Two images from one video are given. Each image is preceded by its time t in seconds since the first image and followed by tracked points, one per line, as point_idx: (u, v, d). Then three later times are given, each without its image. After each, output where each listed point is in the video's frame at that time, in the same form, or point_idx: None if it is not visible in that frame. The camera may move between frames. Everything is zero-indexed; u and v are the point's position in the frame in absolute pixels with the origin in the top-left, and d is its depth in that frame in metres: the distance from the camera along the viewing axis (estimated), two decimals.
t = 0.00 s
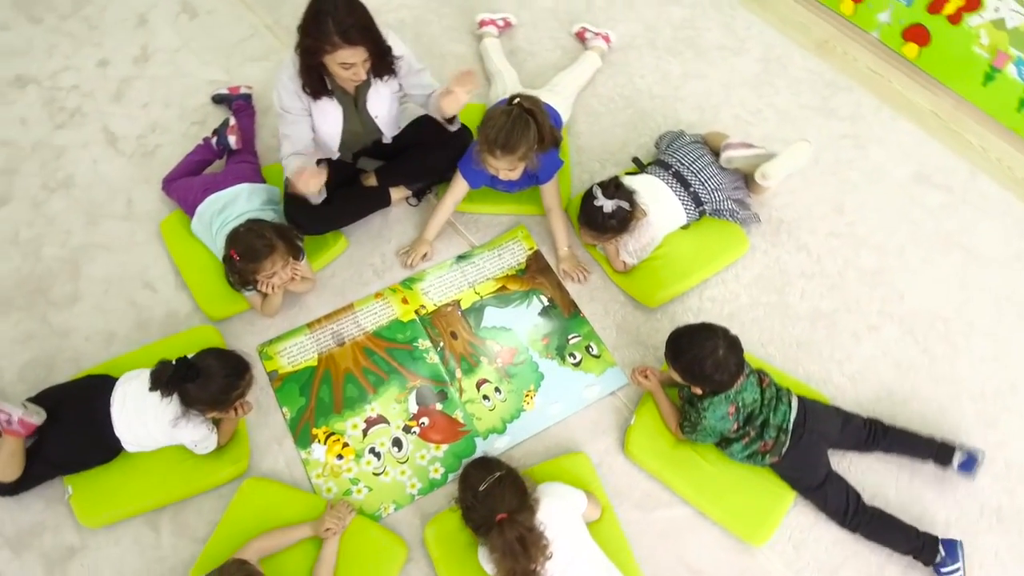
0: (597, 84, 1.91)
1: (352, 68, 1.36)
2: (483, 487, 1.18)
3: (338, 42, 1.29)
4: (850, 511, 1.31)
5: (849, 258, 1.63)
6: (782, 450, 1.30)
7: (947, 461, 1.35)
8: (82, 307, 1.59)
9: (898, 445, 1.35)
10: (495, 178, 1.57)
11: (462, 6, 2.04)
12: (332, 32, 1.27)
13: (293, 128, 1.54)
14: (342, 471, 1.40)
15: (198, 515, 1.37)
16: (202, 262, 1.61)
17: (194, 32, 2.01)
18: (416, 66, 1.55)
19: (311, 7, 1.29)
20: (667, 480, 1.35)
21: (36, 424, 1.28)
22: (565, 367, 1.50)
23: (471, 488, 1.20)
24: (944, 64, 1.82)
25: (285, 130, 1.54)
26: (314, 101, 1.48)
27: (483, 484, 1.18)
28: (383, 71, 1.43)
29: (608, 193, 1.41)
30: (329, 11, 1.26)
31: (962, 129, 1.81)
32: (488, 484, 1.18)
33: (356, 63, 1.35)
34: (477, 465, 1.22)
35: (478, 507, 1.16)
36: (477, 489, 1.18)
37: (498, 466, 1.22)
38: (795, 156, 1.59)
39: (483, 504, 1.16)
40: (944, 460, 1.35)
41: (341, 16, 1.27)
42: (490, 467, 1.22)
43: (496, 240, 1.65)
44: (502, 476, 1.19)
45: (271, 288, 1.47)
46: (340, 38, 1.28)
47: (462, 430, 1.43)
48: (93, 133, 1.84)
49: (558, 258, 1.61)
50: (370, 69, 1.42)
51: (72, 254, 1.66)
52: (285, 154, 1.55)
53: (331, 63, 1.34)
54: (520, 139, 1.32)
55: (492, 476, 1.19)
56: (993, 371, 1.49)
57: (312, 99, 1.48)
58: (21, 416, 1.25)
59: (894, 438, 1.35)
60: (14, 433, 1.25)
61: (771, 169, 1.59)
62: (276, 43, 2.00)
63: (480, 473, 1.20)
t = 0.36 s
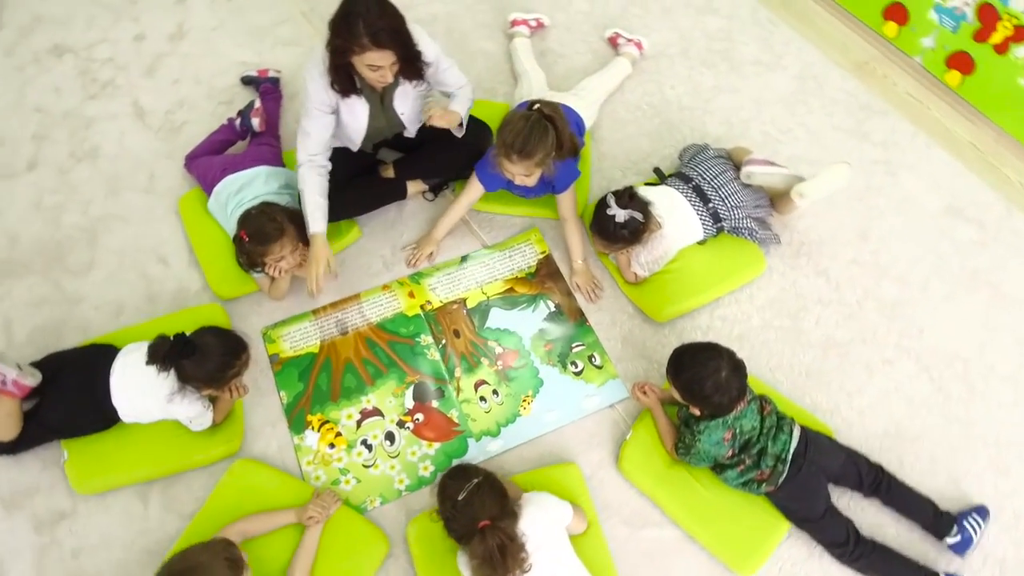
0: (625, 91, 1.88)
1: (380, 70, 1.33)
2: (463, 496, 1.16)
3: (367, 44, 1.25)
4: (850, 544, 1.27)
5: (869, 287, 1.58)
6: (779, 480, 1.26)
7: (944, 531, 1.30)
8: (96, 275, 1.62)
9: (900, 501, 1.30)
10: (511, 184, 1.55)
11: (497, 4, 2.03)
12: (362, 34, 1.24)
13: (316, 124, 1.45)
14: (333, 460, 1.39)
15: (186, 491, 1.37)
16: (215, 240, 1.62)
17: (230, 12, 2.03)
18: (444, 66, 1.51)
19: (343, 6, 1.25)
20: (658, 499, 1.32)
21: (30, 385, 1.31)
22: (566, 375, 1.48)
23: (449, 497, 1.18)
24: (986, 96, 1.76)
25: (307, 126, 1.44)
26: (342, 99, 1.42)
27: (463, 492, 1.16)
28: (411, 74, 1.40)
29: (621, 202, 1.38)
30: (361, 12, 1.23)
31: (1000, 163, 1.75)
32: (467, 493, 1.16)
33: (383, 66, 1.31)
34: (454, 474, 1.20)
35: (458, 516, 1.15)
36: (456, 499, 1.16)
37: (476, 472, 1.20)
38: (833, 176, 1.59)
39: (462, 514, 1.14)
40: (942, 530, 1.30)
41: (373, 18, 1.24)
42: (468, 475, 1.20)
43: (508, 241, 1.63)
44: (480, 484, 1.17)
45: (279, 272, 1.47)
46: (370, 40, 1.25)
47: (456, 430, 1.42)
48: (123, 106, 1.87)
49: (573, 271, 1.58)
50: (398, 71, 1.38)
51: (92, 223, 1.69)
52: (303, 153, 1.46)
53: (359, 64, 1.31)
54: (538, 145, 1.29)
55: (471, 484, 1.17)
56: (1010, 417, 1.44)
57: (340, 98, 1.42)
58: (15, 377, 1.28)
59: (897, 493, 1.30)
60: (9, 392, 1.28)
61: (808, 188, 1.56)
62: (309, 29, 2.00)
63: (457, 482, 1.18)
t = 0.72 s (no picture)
0: (653, 99, 1.85)
1: (405, 85, 1.32)
2: (443, 495, 1.13)
3: (392, 59, 1.25)
4: None
5: (884, 320, 1.53)
6: (766, 511, 1.23)
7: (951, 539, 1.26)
8: (111, 241, 1.65)
9: (898, 521, 1.26)
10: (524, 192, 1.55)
11: (533, 3, 2.01)
12: (388, 49, 1.24)
13: (345, 136, 1.43)
14: (320, 445, 1.39)
15: (173, 462, 1.39)
16: (229, 216, 1.63)
17: None
18: (471, 70, 1.48)
19: (372, 20, 1.25)
20: (641, 517, 1.30)
21: (28, 342, 1.34)
22: (561, 382, 1.46)
23: (428, 496, 1.15)
24: None
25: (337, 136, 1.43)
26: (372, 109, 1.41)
27: (442, 491, 1.14)
28: (439, 88, 1.39)
29: (630, 212, 1.36)
30: (389, 27, 1.23)
31: None
32: (446, 491, 1.13)
33: (409, 81, 1.31)
34: (432, 473, 1.18)
35: (439, 515, 1.12)
36: (435, 497, 1.14)
37: (453, 471, 1.18)
38: (872, 203, 1.53)
39: (443, 512, 1.12)
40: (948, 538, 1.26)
41: (400, 34, 1.23)
42: (446, 473, 1.18)
43: (517, 242, 1.62)
44: (459, 481, 1.15)
45: (286, 254, 1.48)
46: (396, 56, 1.25)
47: (444, 427, 1.41)
48: (155, 77, 1.90)
49: (582, 286, 1.55)
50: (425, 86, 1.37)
51: (113, 189, 1.72)
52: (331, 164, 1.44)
53: (385, 78, 1.31)
54: (548, 159, 1.28)
55: (450, 482, 1.15)
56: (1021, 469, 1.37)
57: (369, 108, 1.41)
58: (14, 334, 1.31)
59: (894, 514, 1.27)
60: (8, 347, 1.32)
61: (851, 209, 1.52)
62: (344, 14, 2.01)
63: (436, 481, 1.16)
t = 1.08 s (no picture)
0: (682, 108, 1.82)
1: (427, 103, 1.32)
2: (422, 481, 1.15)
3: (415, 78, 1.25)
4: None
5: (897, 353, 1.48)
6: (752, 535, 1.20)
7: (943, 553, 1.25)
8: (133, 210, 1.68)
9: (891, 547, 1.24)
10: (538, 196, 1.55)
11: (569, 4, 2.00)
12: (411, 68, 1.24)
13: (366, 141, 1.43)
14: (313, 426, 1.41)
15: (169, 430, 1.41)
16: (247, 194, 1.66)
17: None
18: (500, 77, 1.46)
19: (398, 36, 1.25)
20: (624, 530, 1.28)
21: (40, 301, 1.36)
22: (558, 386, 1.45)
23: (408, 482, 1.16)
24: None
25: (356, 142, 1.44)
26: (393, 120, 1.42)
27: (422, 477, 1.15)
28: (461, 113, 1.38)
29: (640, 221, 1.34)
30: (414, 46, 1.23)
31: None
32: (425, 477, 1.15)
33: (431, 99, 1.31)
34: (415, 461, 1.19)
35: (416, 500, 1.13)
36: (414, 483, 1.15)
37: (436, 461, 1.19)
38: (910, 218, 1.48)
39: (419, 497, 1.12)
40: (940, 550, 1.25)
41: (425, 53, 1.23)
42: (428, 463, 1.19)
43: (528, 242, 1.61)
44: (439, 470, 1.16)
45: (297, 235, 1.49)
46: (420, 75, 1.25)
47: (437, 421, 1.41)
48: (192, 52, 1.93)
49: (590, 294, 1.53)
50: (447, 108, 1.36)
51: (140, 159, 1.76)
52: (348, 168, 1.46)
53: (407, 95, 1.30)
54: (560, 177, 1.28)
55: (430, 469, 1.17)
56: None
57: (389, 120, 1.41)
58: (27, 293, 1.33)
59: (886, 540, 1.24)
60: (23, 304, 1.35)
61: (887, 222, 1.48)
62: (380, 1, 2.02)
63: (417, 468, 1.18)
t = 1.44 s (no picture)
0: (705, 117, 1.80)
1: (442, 108, 1.33)
2: (410, 467, 1.13)
3: (431, 85, 1.25)
4: None
5: (904, 379, 1.45)
6: (735, 551, 1.19)
7: None
8: (154, 182, 1.72)
9: None
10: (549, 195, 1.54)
11: (601, 5, 1.99)
12: (428, 75, 1.24)
13: (383, 131, 1.44)
14: (310, 407, 1.42)
15: (170, 399, 1.44)
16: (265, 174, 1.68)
17: None
18: (520, 77, 1.46)
19: (418, 41, 1.25)
20: (608, 535, 1.28)
21: (55, 266, 1.39)
22: (555, 386, 1.44)
23: (396, 468, 1.15)
24: None
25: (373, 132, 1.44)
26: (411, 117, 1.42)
27: (410, 463, 1.14)
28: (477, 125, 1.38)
29: (647, 226, 1.33)
30: (432, 54, 1.23)
31: None
32: (414, 463, 1.13)
33: (446, 105, 1.31)
34: (404, 447, 1.18)
35: (403, 485, 1.12)
36: (402, 469, 1.14)
37: (427, 448, 1.18)
38: (919, 226, 1.42)
39: (406, 482, 1.11)
40: None
41: (443, 61, 1.24)
42: (418, 449, 1.18)
43: (538, 240, 1.61)
44: (429, 457, 1.15)
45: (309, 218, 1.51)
46: (436, 82, 1.25)
47: (432, 411, 1.42)
48: (224, 31, 1.96)
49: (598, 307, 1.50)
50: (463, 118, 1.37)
51: (165, 133, 1.79)
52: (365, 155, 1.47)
53: (424, 99, 1.31)
54: (569, 188, 1.27)
55: (419, 456, 1.15)
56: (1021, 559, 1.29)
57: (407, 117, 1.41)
58: (43, 256, 1.35)
59: None
60: (37, 266, 1.38)
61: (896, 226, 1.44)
62: None
63: (406, 453, 1.16)
